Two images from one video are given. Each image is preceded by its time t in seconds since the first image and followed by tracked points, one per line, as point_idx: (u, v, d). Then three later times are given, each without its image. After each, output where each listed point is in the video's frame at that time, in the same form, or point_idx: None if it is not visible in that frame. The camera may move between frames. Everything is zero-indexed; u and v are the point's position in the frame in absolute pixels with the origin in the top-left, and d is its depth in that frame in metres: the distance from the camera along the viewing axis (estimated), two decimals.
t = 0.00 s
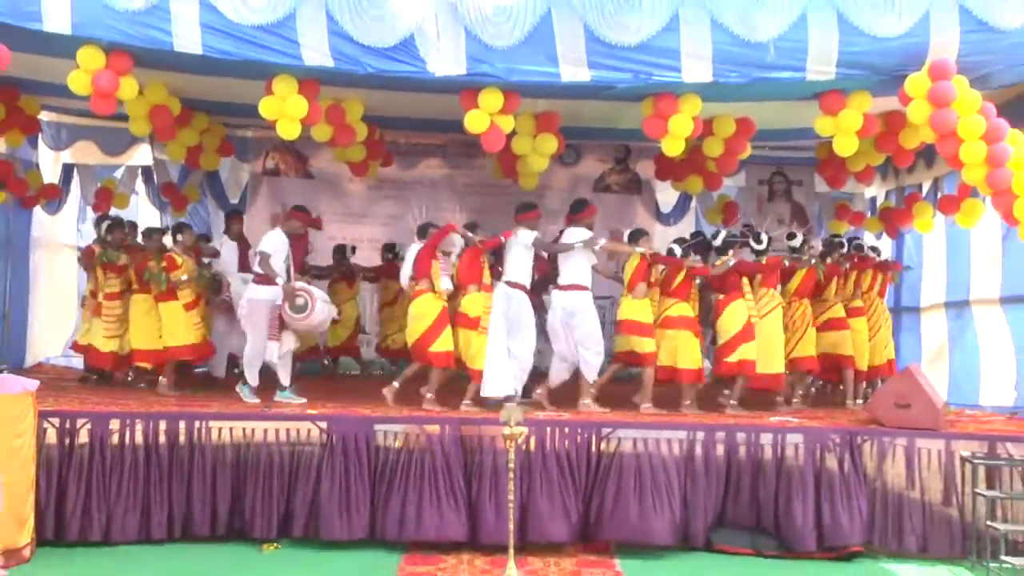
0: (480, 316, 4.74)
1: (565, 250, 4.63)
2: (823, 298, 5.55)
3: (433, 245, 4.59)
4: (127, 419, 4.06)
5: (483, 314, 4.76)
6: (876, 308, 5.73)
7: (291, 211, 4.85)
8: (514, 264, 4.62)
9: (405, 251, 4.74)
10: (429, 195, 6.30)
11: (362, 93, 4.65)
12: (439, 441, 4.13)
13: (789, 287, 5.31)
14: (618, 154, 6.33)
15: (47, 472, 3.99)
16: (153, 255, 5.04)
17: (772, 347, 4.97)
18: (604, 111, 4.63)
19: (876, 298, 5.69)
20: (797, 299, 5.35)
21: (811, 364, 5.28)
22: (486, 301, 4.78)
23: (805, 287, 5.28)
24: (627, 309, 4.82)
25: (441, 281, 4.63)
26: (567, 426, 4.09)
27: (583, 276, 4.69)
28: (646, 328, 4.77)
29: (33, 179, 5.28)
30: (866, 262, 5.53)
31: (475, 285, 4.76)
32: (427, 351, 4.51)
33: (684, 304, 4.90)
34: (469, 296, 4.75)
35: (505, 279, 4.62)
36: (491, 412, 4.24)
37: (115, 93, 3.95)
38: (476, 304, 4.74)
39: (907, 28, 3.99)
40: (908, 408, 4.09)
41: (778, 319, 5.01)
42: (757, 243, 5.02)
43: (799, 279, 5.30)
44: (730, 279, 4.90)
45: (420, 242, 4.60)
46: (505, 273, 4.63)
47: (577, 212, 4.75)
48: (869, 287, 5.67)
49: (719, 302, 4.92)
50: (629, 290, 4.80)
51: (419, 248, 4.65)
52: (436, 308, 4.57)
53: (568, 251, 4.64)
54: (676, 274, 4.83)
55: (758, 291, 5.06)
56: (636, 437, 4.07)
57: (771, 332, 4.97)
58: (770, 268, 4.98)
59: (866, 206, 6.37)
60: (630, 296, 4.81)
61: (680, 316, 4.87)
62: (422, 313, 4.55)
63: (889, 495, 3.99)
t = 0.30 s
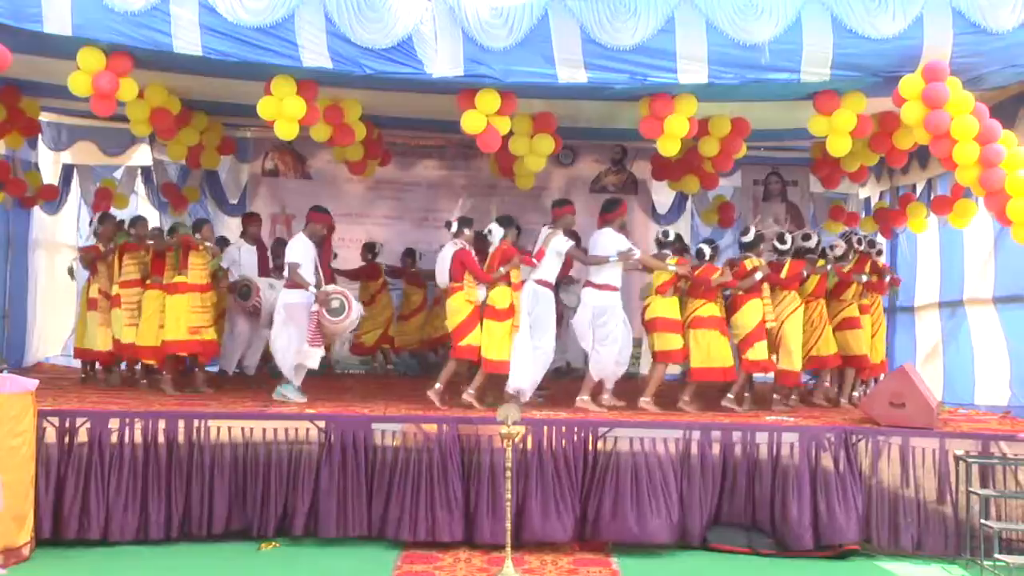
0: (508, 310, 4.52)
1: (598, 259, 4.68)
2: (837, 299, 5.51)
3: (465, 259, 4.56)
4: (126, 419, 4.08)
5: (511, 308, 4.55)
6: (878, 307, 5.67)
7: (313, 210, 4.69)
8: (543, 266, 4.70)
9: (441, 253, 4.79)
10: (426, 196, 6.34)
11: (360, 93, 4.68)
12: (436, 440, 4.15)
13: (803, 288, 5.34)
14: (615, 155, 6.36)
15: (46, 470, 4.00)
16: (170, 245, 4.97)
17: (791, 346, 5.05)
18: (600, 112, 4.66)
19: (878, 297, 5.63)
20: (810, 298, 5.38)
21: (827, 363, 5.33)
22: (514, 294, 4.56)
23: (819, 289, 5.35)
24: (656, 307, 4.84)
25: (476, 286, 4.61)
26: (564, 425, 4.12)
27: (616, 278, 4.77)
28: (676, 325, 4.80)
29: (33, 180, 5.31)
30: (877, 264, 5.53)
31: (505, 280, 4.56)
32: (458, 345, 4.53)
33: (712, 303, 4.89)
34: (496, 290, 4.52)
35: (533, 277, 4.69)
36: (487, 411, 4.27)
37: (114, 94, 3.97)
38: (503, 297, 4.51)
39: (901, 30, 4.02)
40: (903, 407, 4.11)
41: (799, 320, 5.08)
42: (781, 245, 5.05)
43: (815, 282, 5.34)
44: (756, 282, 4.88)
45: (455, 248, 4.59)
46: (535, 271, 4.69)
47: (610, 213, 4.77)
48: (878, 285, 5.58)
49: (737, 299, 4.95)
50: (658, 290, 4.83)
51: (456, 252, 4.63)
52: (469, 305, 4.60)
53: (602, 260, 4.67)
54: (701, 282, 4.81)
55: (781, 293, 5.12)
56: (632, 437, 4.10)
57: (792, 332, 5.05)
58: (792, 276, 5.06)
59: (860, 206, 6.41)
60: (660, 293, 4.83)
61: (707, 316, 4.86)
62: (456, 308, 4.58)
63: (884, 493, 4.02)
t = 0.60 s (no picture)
0: (529, 323, 4.68)
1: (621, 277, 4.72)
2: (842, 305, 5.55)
3: (485, 269, 4.66)
4: (113, 419, 4.06)
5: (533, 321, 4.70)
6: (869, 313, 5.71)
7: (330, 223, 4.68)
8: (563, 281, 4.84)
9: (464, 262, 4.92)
10: (414, 196, 6.35)
11: (348, 92, 4.67)
12: (424, 441, 4.15)
13: (811, 298, 5.43)
14: (604, 155, 6.37)
15: (32, 471, 3.98)
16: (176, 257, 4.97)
17: (794, 351, 5.14)
18: (589, 112, 4.67)
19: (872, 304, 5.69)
20: (818, 306, 5.46)
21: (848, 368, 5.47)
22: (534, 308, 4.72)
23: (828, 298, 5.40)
24: (674, 318, 4.86)
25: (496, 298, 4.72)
26: (553, 425, 4.12)
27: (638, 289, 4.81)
28: (693, 336, 4.81)
29: (18, 180, 5.28)
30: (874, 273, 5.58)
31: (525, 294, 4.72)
32: (484, 354, 4.60)
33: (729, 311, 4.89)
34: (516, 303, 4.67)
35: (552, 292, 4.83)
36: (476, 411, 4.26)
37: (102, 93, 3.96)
38: (523, 311, 4.67)
39: (888, 31, 4.03)
40: (890, 406, 4.11)
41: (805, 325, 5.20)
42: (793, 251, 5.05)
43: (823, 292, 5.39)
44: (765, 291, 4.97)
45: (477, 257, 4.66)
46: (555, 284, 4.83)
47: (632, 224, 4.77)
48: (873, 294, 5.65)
49: (746, 306, 5.07)
50: (674, 300, 4.85)
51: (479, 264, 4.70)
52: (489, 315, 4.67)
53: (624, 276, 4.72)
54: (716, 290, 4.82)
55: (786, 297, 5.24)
56: (621, 437, 4.11)
57: (797, 338, 5.16)
58: (798, 287, 5.01)
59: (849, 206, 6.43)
60: (677, 303, 4.86)
61: (721, 324, 4.85)
62: (478, 316, 4.65)
63: (870, 492, 4.03)
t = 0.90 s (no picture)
0: (552, 316, 4.61)
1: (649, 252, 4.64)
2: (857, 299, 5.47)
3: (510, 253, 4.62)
4: (96, 422, 3.96)
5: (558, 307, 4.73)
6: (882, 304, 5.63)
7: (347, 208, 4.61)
8: (597, 265, 4.73)
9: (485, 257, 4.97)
10: (404, 195, 6.28)
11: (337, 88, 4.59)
12: (414, 444, 4.08)
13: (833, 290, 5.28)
14: (597, 152, 6.29)
15: (12, 475, 3.88)
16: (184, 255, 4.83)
17: (818, 348, 5.11)
18: (582, 108, 4.61)
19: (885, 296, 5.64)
20: (837, 301, 5.32)
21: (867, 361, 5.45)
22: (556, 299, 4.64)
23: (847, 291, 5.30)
24: (707, 310, 4.79)
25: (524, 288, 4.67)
26: (546, 428, 4.04)
27: (665, 280, 4.72)
28: (727, 328, 4.74)
29: None
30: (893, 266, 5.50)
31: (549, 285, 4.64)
32: (507, 354, 4.50)
33: (753, 306, 4.93)
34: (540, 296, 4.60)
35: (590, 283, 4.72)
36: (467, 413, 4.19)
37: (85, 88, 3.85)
38: (546, 305, 4.59)
39: (886, 27, 3.96)
40: (890, 408, 4.02)
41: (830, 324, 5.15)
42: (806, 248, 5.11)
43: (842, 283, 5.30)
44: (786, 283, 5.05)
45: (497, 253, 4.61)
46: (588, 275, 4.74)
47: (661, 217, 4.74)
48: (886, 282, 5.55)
49: (772, 305, 5.08)
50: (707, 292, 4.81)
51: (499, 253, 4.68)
52: (514, 314, 4.56)
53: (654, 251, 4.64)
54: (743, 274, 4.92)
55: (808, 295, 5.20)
56: (615, 440, 4.03)
57: (820, 337, 5.11)
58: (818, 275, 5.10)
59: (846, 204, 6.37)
60: (709, 295, 4.81)
61: (751, 318, 4.89)
62: (501, 316, 4.53)
63: (870, 496, 3.96)
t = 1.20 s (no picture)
0: (586, 314, 4.31)
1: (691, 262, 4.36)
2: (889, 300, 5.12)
3: (533, 259, 4.34)
4: (67, 431, 3.71)
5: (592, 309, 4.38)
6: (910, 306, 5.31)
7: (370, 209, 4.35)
8: (631, 268, 4.45)
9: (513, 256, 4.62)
10: (398, 191, 6.06)
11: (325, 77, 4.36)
12: (407, 454, 3.83)
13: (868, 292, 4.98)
14: (601, 145, 6.07)
15: None
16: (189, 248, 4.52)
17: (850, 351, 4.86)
18: (584, 96, 4.38)
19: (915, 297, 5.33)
20: (873, 303, 5.02)
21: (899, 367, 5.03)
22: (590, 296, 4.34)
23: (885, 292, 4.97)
24: (746, 314, 4.53)
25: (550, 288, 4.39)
26: (547, 438, 3.78)
27: (703, 282, 4.50)
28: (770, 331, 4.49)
29: None
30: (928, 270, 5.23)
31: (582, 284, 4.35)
32: (527, 352, 4.32)
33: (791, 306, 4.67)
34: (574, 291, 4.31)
35: (621, 281, 4.46)
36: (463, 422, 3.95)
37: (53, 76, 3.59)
38: (581, 300, 4.30)
39: (908, 12, 3.72)
40: (914, 417, 3.80)
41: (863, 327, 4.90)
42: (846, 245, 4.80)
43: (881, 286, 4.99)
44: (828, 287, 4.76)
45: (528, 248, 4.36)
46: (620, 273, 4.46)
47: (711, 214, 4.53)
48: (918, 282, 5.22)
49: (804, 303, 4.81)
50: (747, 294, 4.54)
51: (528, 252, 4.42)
52: (539, 309, 4.35)
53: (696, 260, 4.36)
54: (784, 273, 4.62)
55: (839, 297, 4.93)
56: (620, 450, 3.80)
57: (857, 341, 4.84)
58: (854, 278, 4.81)
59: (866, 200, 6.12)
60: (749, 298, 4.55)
61: (790, 318, 4.64)
62: (526, 309, 4.35)
63: (893, 511, 3.71)
